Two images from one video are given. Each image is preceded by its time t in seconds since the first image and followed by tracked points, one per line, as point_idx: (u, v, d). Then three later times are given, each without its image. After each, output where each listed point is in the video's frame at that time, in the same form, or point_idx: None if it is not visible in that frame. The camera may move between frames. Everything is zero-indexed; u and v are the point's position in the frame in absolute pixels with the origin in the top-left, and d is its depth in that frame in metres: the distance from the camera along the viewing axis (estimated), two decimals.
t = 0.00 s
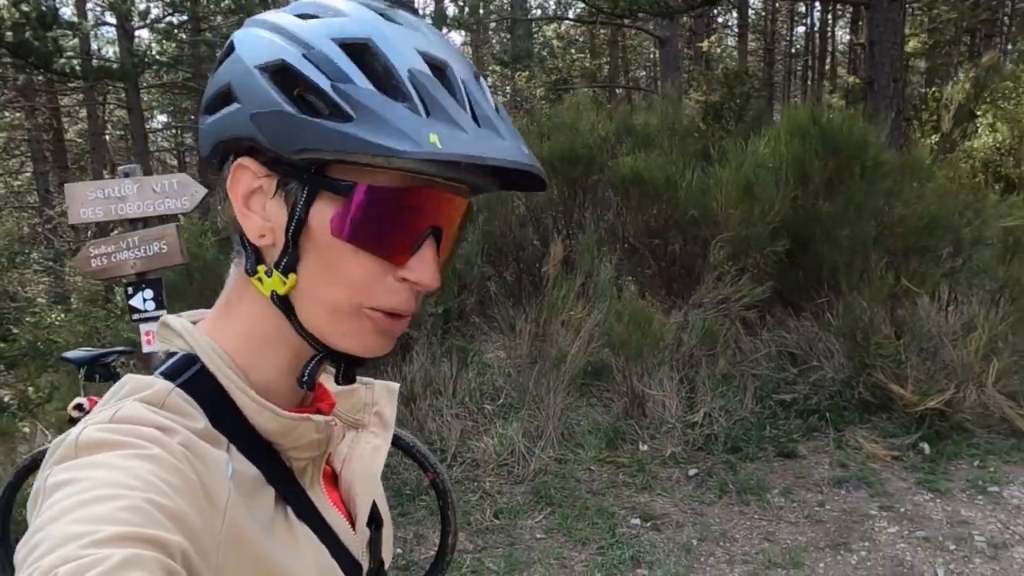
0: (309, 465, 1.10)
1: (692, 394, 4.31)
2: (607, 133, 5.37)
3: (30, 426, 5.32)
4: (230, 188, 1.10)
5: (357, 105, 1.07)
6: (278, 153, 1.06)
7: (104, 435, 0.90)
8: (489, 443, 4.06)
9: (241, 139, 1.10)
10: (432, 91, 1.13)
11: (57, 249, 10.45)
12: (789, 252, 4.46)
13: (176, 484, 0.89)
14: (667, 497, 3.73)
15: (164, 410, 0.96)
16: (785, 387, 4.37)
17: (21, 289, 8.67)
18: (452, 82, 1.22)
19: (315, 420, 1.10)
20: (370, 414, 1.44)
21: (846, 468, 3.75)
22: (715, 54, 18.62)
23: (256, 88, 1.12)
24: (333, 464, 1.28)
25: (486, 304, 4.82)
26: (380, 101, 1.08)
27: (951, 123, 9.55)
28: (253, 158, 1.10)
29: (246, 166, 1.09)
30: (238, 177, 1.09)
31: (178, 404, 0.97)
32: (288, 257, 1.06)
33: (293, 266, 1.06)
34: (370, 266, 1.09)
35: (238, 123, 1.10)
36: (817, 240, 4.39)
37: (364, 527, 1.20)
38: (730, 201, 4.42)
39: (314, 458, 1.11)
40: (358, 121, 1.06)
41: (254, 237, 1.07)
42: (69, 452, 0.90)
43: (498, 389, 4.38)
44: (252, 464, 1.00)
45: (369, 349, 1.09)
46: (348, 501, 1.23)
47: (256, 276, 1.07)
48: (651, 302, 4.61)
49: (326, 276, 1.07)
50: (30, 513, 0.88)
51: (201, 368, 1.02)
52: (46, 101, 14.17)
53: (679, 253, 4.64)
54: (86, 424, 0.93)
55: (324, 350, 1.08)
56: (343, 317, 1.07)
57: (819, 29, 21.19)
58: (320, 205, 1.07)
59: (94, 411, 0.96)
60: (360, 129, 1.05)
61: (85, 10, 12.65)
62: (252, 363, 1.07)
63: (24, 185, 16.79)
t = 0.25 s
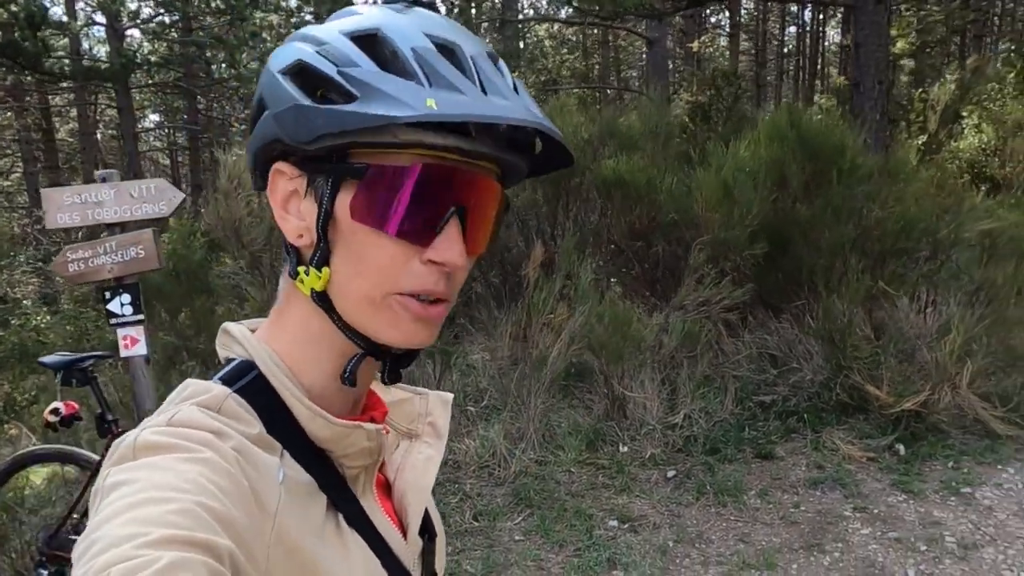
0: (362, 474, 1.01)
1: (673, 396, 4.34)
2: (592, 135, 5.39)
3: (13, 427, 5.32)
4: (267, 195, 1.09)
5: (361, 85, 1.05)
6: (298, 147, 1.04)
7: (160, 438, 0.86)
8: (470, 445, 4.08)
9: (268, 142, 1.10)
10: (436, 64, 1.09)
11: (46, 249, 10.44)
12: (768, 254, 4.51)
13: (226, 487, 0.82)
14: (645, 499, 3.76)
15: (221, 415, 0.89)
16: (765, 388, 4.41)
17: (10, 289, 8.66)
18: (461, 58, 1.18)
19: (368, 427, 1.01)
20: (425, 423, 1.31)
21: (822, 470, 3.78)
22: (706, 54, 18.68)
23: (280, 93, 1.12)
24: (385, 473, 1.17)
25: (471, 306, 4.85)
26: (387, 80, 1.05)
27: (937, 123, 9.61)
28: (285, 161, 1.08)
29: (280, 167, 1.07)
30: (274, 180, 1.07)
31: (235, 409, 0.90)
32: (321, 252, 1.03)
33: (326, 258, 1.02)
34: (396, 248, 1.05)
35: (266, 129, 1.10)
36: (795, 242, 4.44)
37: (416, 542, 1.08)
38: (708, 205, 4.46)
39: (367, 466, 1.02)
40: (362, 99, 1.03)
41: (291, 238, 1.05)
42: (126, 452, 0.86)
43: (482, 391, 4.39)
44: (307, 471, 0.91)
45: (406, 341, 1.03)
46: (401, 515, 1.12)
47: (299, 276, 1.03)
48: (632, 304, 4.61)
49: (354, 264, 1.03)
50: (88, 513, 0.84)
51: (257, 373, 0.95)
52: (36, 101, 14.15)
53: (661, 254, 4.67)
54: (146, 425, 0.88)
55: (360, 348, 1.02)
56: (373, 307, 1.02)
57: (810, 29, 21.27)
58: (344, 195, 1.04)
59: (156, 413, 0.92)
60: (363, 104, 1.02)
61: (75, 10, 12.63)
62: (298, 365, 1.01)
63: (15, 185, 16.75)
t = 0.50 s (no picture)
0: (425, 479, 1.01)
1: (655, 405, 4.36)
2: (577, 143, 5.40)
3: None
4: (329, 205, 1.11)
5: (409, 87, 1.07)
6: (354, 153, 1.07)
7: (234, 434, 0.90)
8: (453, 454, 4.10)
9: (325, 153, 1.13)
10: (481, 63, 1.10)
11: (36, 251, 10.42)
12: (749, 264, 4.57)
13: (297, 484, 0.86)
14: (625, 509, 3.78)
15: (291, 414, 0.93)
16: (747, 397, 4.43)
17: None
18: (505, 60, 1.18)
19: (431, 429, 1.02)
20: (486, 439, 1.32)
21: (799, 480, 3.81)
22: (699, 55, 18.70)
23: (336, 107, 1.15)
24: (448, 485, 1.20)
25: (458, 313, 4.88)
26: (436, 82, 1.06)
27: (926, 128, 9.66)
28: (344, 170, 1.10)
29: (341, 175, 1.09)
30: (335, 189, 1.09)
31: (304, 409, 0.94)
32: (376, 254, 1.05)
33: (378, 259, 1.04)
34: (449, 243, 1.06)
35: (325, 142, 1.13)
36: (778, 251, 4.50)
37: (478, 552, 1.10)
38: (690, 216, 4.56)
39: (431, 471, 1.02)
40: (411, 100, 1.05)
41: (352, 243, 1.07)
42: (200, 448, 0.90)
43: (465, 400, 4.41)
44: (371, 474, 0.93)
45: (463, 335, 1.04)
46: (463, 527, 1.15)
47: (356, 281, 1.05)
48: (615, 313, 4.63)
49: (408, 262, 1.05)
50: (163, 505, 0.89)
51: (325, 376, 0.98)
52: (28, 103, 14.13)
53: (645, 263, 4.71)
54: (219, 422, 0.93)
55: (421, 345, 1.03)
56: (430, 303, 1.03)
57: (802, 32, 21.32)
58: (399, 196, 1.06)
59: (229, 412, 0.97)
60: (410, 103, 1.03)
61: (67, 12, 12.60)
62: (364, 364, 1.02)
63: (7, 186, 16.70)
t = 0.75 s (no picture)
0: (459, 509, 1.14)
1: (639, 413, 4.38)
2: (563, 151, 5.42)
3: None
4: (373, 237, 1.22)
5: (455, 119, 1.15)
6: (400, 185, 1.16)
7: (276, 452, 0.99)
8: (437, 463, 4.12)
9: (372, 182, 1.22)
10: (521, 94, 1.18)
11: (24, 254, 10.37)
12: (730, 272, 4.61)
13: (333, 507, 0.95)
14: (607, 517, 3.79)
15: (330, 436, 1.04)
16: (730, 405, 4.47)
17: None
18: (545, 88, 1.26)
19: (468, 461, 1.13)
20: (523, 470, 1.41)
21: (780, 488, 3.84)
22: (694, 58, 18.68)
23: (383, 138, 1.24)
24: (483, 515, 1.29)
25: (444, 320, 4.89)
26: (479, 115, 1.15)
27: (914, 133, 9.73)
28: (388, 201, 1.20)
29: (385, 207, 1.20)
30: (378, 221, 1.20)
31: (343, 433, 1.05)
32: (422, 282, 1.15)
33: (425, 287, 1.15)
34: (491, 272, 1.15)
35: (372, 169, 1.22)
36: (760, 260, 4.54)
37: None
38: (675, 224, 4.59)
39: (465, 502, 1.14)
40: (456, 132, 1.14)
41: (396, 274, 1.17)
42: (244, 465, 0.99)
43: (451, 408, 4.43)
44: (403, 499, 1.04)
45: (503, 358, 1.13)
46: (494, 557, 1.24)
47: (400, 310, 1.16)
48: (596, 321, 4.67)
49: (453, 290, 1.15)
50: (206, 516, 0.99)
51: (366, 402, 1.10)
52: (20, 104, 14.07)
53: (630, 271, 4.73)
54: (262, 440, 1.02)
55: (464, 369, 1.13)
56: (473, 329, 1.12)
57: (796, 34, 21.30)
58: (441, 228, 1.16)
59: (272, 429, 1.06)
60: (456, 136, 1.12)
61: (59, 13, 12.55)
62: (408, 389, 1.14)
63: None
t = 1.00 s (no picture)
0: (473, 483, 1.13)
1: (625, 408, 4.44)
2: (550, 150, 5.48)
3: None
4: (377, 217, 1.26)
5: (439, 96, 1.16)
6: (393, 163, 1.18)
7: (280, 430, 0.99)
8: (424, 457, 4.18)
9: (370, 161, 1.25)
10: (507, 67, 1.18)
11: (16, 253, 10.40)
12: (714, 269, 4.68)
13: (337, 484, 0.94)
14: (591, 509, 3.84)
15: (337, 414, 1.03)
16: (714, 399, 4.53)
17: None
18: (538, 60, 1.25)
19: (478, 434, 1.12)
20: (545, 444, 1.46)
21: (761, 481, 3.91)
22: (687, 58, 18.76)
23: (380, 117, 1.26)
24: (503, 489, 1.34)
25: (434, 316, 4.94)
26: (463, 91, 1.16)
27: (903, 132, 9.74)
28: (386, 179, 1.23)
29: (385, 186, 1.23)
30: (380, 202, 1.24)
31: (350, 410, 1.04)
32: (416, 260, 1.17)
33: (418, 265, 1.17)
34: (482, 253, 1.16)
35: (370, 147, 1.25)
36: (742, 257, 4.63)
37: (525, 558, 1.22)
38: (660, 221, 4.64)
39: (479, 475, 1.13)
40: (440, 108, 1.15)
41: (395, 253, 1.20)
42: (250, 442, 0.99)
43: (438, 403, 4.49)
44: (414, 475, 1.03)
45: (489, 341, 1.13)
46: (513, 530, 1.27)
47: (398, 288, 1.19)
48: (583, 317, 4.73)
49: (445, 270, 1.16)
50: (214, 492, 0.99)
51: (376, 380, 1.09)
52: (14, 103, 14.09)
53: (616, 268, 4.80)
54: (269, 418, 1.03)
55: (457, 350, 1.15)
56: (464, 308, 1.14)
57: (789, 35, 21.38)
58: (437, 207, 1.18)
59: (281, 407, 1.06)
60: (438, 112, 1.13)
61: (53, 13, 12.58)
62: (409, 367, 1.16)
63: None
